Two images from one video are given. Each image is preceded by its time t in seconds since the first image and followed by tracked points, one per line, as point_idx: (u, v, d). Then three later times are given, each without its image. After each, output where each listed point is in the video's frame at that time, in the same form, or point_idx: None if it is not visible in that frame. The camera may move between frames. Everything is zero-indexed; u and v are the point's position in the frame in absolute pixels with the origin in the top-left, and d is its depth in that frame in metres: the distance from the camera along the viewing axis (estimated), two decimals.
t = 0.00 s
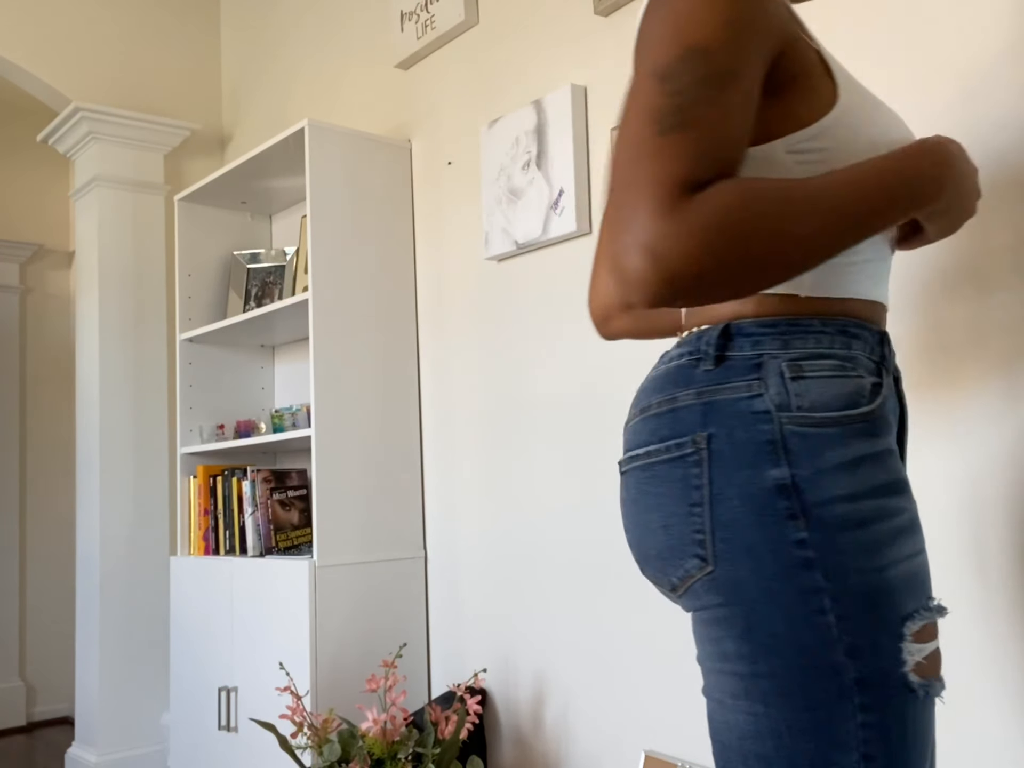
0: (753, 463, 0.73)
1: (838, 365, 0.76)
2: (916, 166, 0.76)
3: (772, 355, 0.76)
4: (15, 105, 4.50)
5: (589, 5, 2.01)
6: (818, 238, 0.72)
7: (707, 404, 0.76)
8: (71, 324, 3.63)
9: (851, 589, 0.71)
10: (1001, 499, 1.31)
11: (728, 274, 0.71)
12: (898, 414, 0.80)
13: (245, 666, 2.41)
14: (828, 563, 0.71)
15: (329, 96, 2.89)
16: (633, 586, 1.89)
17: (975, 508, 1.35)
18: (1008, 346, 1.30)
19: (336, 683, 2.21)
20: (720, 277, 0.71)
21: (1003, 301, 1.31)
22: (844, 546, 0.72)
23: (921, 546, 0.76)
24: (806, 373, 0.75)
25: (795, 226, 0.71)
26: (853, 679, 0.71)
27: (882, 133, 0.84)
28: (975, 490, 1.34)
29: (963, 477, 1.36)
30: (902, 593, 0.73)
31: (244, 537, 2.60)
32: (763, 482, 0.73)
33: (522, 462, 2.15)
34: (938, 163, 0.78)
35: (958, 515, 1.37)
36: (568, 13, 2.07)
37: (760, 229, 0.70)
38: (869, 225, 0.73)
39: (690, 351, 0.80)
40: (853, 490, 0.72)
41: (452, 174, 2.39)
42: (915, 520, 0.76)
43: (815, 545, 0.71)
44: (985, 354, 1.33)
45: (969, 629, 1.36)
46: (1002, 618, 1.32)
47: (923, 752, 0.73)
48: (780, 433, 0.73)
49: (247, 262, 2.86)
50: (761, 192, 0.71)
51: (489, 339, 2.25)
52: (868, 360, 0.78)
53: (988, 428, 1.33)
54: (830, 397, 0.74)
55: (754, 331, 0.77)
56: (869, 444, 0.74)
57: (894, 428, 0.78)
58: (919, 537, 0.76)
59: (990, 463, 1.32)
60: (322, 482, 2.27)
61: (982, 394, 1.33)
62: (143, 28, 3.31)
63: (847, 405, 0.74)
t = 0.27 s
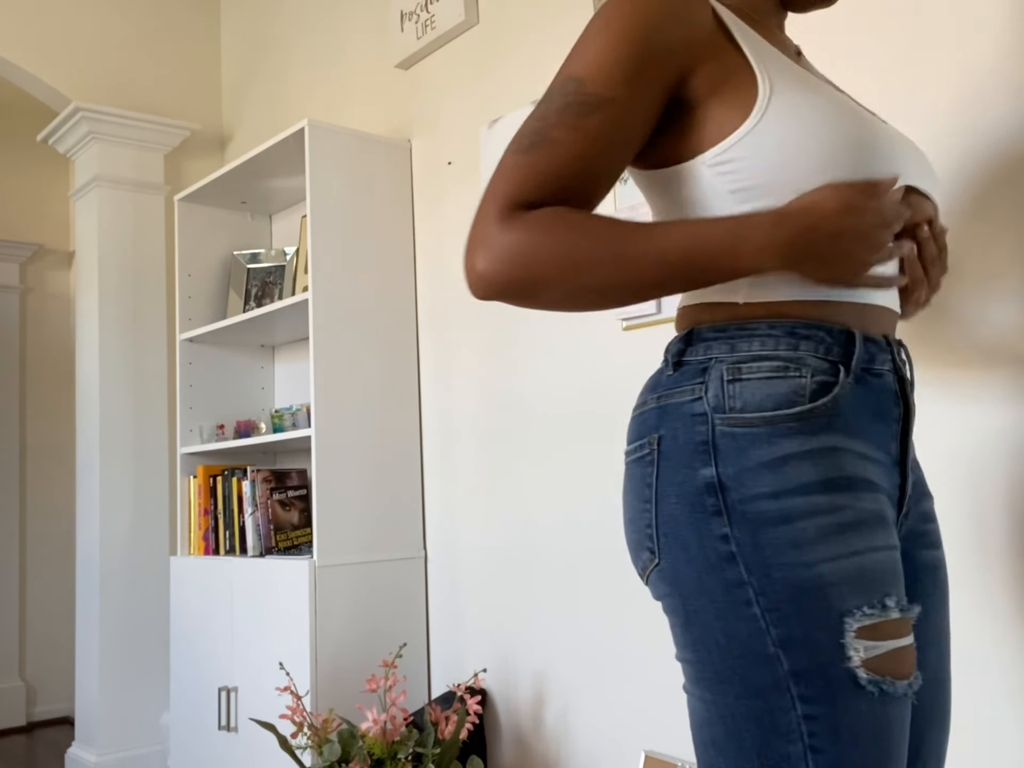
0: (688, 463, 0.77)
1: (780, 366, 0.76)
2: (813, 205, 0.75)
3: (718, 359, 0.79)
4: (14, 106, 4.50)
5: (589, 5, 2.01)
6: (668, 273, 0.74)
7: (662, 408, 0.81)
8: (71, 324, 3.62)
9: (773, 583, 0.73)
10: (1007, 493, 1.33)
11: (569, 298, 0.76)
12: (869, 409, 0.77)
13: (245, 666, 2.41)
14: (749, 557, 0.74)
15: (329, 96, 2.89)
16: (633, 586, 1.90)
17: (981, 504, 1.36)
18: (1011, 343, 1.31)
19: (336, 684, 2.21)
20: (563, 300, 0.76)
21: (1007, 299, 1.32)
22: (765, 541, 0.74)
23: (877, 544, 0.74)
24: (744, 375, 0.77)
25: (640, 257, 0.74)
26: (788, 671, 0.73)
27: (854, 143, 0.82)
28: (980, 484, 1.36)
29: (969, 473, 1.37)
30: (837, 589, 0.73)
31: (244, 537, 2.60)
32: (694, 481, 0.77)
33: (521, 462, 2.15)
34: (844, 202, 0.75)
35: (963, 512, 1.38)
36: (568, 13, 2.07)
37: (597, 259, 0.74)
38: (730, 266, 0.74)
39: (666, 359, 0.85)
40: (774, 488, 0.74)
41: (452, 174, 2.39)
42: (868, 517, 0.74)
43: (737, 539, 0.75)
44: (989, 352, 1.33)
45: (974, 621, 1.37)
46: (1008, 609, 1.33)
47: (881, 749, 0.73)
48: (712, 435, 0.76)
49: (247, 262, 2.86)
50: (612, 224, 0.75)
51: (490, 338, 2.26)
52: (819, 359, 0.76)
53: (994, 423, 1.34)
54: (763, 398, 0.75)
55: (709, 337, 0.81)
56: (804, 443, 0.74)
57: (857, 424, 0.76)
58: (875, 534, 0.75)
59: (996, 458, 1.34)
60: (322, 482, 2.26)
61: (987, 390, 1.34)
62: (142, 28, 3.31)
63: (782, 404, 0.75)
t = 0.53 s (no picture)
0: (663, 464, 0.79)
1: (750, 369, 0.77)
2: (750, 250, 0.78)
3: (694, 365, 0.80)
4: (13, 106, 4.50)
5: (589, 4, 2.01)
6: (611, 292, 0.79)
7: (644, 414, 0.82)
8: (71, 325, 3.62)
9: (743, 576, 0.74)
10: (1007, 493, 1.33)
11: (527, 304, 0.83)
12: (845, 409, 0.78)
13: (245, 666, 2.41)
14: (720, 551, 0.75)
15: (329, 95, 2.89)
16: (633, 585, 1.90)
17: (983, 503, 1.36)
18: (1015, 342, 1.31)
19: (336, 684, 2.21)
20: (522, 305, 0.83)
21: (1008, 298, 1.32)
22: (734, 536, 0.75)
23: (850, 535, 0.74)
24: (716, 378, 0.78)
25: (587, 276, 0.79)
26: (763, 661, 0.73)
27: (834, 155, 0.82)
28: (983, 484, 1.36)
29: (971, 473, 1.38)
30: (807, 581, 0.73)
31: (244, 538, 2.60)
32: (669, 481, 0.78)
33: (521, 462, 2.15)
34: (782, 246, 0.77)
35: (964, 511, 1.38)
36: (568, 12, 2.07)
37: (548, 273, 0.80)
38: (664, 295, 0.78)
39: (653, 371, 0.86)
40: (741, 483, 0.74)
41: (452, 174, 2.39)
42: (839, 510, 0.74)
43: (708, 535, 0.76)
44: (994, 350, 1.34)
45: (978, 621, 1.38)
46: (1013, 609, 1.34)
47: (865, 739, 0.71)
48: (686, 436, 0.78)
49: (247, 262, 2.86)
50: (571, 242, 0.81)
51: (490, 338, 2.26)
52: (790, 364, 0.77)
53: (999, 423, 1.35)
54: (732, 400, 0.77)
55: (688, 343, 0.82)
56: (772, 439, 0.75)
57: (831, 422, 0.76)
58: (848, 526, 0.74)
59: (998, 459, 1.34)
60: (322, 482, 2.26)
61: (993, 390, 1.35)
62: (142, 28, 3.31)
63: (751, 405, 0.76)
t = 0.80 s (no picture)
0: (649, 461, 0.80)
1: (730, 371, 0.78)
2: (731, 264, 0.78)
3: (679, 366, 0.81)
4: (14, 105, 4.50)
5: (589, 4, 2.01)
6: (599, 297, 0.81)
7: (634, 416, 0.83)
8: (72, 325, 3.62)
9: (723, 566, 0.75)
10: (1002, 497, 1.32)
11: (527, 305, 0.85)
12: (828, 408, 0.78)
13: (245, 666, 2.41)
14: (702, 544, 0.76)
15: (329, 96, 2.89)
16: (633, 586, 1.90)
17: (979, 507, 1.35)
18: (1012, 342, 1.31)
19: (336, 683, 2.22)
20: (524, 305, 0.85)
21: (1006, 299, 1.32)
22: (714, 528, 0.76)
23: (827, 524, 0.74)
24: (698, 379, 0.79)
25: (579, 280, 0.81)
26: (747, 648, 0.74)
27: (821, 163, 0.80)
28: (979, 487, 1.35)
29: (967, 476, 1.37)
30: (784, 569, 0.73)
31: (244, 538, 2.60)
32: (654, 480, 0.79)
33: (521, 462, 2.15)
34: (761, 262, 0.78)
35: (961, 513, 1.38)
36: (568, 12, 2.07)
37: (546, 276, 0.82)
38: (647, 304, 0.80)
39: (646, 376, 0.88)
40: (719, 476, 0.75)
41: (452, 174, 2.39)
42: (815, 500, 0.74)
43: (690, 529, 0.77)
44: (991, 351, 1.34)
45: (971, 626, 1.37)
46: (1003, 614, 1.33)
47: (852, 724, 0.71)
48: (669, 434, 0.79)
49: (247, 262, 2.86)
50: (567, 246, 0.82)
51: (489, 338, 2.26)
52: (770, 366, 0.77)
53: (993, 425, 1.34)
54: (711, 399, 0.77)
55: (675, 346, 0.83)
56: (749, 434, 0.75)
57: (811, 419, 0.77)
58: (825, 516, 0.74)
59: (994, 461, 1.34)
60: (322, 482, 2.26)
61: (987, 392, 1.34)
62: (142, 28, 3.31)
63: (730, 403, 0.77)
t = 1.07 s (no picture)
0: (628, 465, 0.82)
1: (702, 376, 0.78)
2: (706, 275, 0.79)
3: (662, 371, 0.82)
4: (14, 105, 4.50)
5: (589, 4, 2.01)
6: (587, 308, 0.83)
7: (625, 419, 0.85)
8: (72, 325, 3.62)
9: (688, 566, 0.76)
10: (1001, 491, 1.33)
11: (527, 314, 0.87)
12: (802, 411, 0.77)
13: (245, 666, 2.41)
14: (667, 544, 0.78)
15: (329, 96, 2.89)
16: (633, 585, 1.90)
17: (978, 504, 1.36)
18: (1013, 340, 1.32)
19: (336, 683, 2.22)
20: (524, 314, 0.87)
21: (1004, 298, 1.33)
22: (677, 529, 0.77)
23: (787, 523, 0.73)
24: (674, 384, 0.80)
25: (569, 294, 0.83)
26: (709, 645, 0.76)
27: (791, 173, 0.79)
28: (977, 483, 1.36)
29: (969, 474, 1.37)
30: (739, 568, 0.74)
31: (244, 538, 2.60)
32: (630, 483, 0.81)
33: (521, 462, 2.15)
34: (732, 273, 0.78)
35: (963, 512, 1.38)
36: (568, 12, 2.07)
37: (537, 290, 0.85)
38: (626, 316, 0.81)
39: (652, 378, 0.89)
40: (684, 477, 0.76)
41: (452, 174, 2.39)
42: (776, 500, 0.74)
43: (658, 530, 0.79)
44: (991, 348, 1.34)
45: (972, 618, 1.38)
46: (1006, 610, 1.33)
47: (811, 723, 0.71)
48: (644, 439, 0.80)
49: (247, 262, 2.86)
50: (559, 261, 0.85)
51: (489, 337, 2.26)
52: (743, 370, 0.78)
53: (992, 422, 1.34)
54: (683, 404, 0.78)
55: (665, 350, 0.84)
56: (712, 436, 0.76)
57: (781, 421, 0.76)
58: (785, 514, 0.74)
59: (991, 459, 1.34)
60: (322, 481, 2.26)
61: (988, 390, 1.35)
62: (143, 28, 3.31)
63: (697, 407, 0.77)
